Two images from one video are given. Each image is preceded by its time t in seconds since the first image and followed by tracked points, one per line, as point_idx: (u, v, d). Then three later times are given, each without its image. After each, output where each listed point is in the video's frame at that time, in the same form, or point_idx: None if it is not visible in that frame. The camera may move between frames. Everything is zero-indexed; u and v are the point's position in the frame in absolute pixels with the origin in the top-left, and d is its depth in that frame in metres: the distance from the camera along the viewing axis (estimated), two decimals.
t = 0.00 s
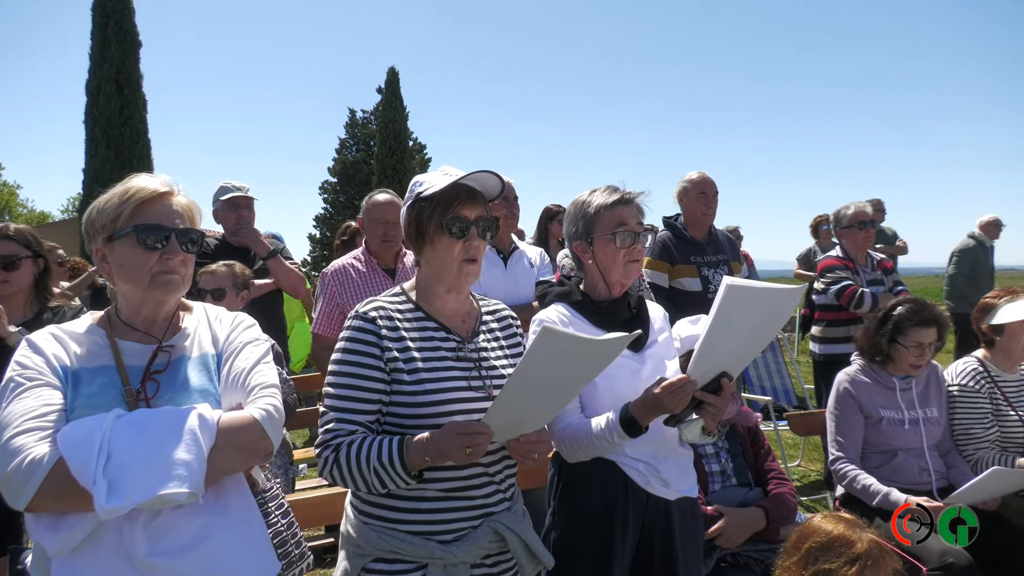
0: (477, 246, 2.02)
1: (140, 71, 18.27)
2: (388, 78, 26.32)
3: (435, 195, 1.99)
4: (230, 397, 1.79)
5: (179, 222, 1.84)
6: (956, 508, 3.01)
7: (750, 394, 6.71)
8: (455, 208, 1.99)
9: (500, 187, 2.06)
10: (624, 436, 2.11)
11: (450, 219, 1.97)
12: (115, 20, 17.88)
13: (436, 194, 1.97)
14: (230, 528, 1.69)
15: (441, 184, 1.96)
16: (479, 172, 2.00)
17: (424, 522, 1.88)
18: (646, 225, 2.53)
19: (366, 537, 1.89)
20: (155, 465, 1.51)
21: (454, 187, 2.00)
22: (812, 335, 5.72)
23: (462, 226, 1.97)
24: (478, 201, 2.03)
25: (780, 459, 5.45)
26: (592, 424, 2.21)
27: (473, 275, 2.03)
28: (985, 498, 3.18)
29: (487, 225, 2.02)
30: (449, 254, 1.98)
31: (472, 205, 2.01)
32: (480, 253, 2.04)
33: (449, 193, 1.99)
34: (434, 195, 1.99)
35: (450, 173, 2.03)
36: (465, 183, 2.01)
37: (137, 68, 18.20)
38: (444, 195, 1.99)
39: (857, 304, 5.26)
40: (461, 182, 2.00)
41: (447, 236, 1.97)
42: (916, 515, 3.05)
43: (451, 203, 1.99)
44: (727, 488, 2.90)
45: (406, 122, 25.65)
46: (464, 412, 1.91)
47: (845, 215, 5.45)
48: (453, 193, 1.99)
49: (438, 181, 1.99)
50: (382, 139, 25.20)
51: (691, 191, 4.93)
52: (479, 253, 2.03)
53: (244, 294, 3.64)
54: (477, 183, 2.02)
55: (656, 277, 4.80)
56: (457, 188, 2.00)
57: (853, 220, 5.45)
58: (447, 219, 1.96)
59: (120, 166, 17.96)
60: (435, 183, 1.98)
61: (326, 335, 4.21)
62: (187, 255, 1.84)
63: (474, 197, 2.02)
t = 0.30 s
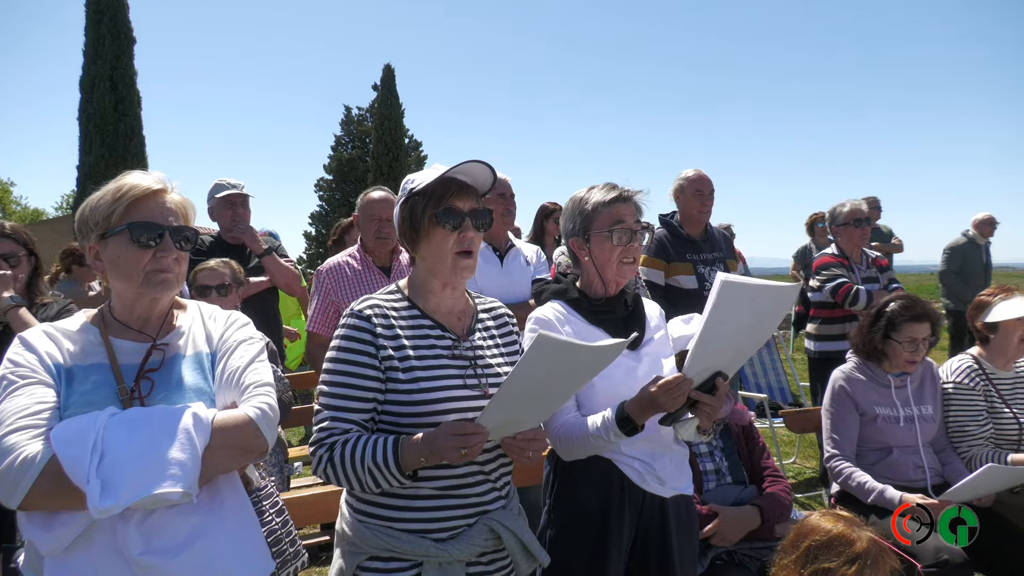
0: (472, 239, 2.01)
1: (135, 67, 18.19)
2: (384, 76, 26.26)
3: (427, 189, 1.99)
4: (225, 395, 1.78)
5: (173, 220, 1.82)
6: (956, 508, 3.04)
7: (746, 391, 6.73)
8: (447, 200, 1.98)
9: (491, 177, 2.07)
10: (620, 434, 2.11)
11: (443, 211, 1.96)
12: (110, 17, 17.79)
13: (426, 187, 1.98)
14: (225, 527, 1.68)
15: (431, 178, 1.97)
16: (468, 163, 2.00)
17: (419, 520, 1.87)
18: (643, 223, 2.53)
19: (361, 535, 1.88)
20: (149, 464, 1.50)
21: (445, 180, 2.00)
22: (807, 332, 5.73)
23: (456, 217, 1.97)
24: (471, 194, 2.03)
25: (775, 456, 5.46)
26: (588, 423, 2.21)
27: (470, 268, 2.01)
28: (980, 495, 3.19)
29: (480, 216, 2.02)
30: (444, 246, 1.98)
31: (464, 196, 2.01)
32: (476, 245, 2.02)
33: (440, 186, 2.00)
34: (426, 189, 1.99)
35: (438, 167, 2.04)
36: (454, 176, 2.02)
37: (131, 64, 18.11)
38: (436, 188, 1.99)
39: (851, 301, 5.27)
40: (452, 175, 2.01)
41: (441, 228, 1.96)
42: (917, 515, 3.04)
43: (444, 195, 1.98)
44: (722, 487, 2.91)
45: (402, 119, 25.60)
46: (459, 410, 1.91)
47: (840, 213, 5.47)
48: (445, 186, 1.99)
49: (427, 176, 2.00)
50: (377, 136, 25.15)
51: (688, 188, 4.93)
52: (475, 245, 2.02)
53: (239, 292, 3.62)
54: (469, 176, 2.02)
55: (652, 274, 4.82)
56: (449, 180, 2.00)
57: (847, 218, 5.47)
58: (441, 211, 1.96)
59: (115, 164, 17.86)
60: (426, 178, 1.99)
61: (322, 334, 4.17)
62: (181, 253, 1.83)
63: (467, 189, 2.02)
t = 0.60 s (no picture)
0: (463, 233, 2.01)
1: (127, 63, 18.08)
2: (378, 73, 26.20)
3: (414, 185, 1.98)
4: (218, 394, 1.77)
5: (165, 217, 1.81)
6: (955, 508, 3.03)
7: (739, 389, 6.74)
8: (436, 195, 1.98)
9: (479, 170, 2.06)
10: (615, 433, 2.11)
11: (431, 206, 1.96)
12: (102, 13, 17.68)
13: (413, 183, 1.97)
14: (217, 527, 1.67)
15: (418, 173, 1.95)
16: (454, 157, 1.98)
17: (412, 519, 1.87)
18: (639, 221, 2.53)
19: (354, 534, 1.88)
20: (140, 464, 1.49)
21: (432, 176, 1.99)
22: (800, 330, 5.74)
23: (446, 212, 1.96)
24: (460, 189, 2.02)
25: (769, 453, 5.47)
26: (582, 421, 2.21)
27: (461, 262, 2.00)
28: (973, 492, 3.20)
29: (470, 210, 2.02)
30: (435, 242, 1.97)
31: (453, 191, 2.01)
32: (467, 240, 2.02)
33: (428, 182, 1.99)
34: (413, 185, 1.99)
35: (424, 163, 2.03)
36: (440, 171, 2.00)
37: (124, 60, 18.00)
38: (423, 184, 1.98)
39: (845, 299, 5.29)
40: (439, 171, 2.00)
41: (431, 223, 1.96)
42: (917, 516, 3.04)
43: (432, 191, 1.98)
44: (714, 485, 2.91)
45: (396, 116, 25.55)
46: (453, 409, 1.90)
47: (833, 211, 5.48)
48: (432, 181, 1.98)
49: (414, 172, 1.99)
50: (371, 133, 25.08)
51: (682, 186, 4.93)
52: (466, 239, 2.02)
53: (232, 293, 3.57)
54: (456, 171, 2.02)
55: (647, 272, 4.82)
56: (436, 177, 2.00)
57: (840, 216, 5.48)
58: (429, 206, 1.95)
59: (107, 160, 17.76)
60: (412, 174, 1.99)
61: (317, 330, 4.21)
62: (173, 251, 1.81)
63: (455, 185, 2.01)
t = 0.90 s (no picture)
0: (450, 232, 2.00)
1: (111, 57, 17.87)
2: (366, 69, 26.08)
3: (402, 182, 1.96)
4: (203, 391, 1.75)
5: (150, 213, 1.79)
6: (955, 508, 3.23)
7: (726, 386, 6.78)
8: (424, 193, 1.96)
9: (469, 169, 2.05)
10: (603, 429, 2.11)
11: (419, 205, 1.94)
12: (85, 6, 17.45)
13: (402, 181, 1.95)
14: (202, 525, 1.65)
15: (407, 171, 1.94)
16: (444, 156, 1.97)
17: (398, 519, 1.86)
18: (628, 217, 2.53)
19: (339, 534, 1.86)
20: (123, 463, 1.47)
21: (421, 174, 1.98)
22: (786, 326, 5.77)
23: (433, 211, 1.95)
24: (448, 186, 2.01)
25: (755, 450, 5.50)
26: (570, 417, 2.21)
27: (447, 262, 1.99)
28: (956, 488, 3.24)
29: (457, 210, 2.01)
30: (421, 241, 1.96)
31: (442, 189, 1.99)
32: (453, 239, 2.01)
33: (417, 179, 1.97)
34: (402, 182, 1.97)
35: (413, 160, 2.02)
36: (428, 169, 1.99)
37: (108, 55, 17.78)
38: (411, 181, 1.97)
39: (831, 296, 5.33)
40: (428, 168, 1.99)
41: (417, 222, 1.95)
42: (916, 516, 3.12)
43: (420, 189, 1.96)
44: (700, 481, 2.92)
45: (383, 113, 25.44)
46: (440, 406, 1.89)
47: (819, 209, 5.52)
48: (420, 179, 1.97)
49: (402, 170, 1.98)
50: (359, 130, 24.96)
51: (671, 183, 4.93)
52: (453, 239, 2.01)
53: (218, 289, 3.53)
54: (445, 169, 2.01)
55: (636, 269, 4.83)
56: (425, 174, 1.98)
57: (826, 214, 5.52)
58: (417, 205, 1.94)
59: (90, 155, 17.54)
60: (401, 171, 1.97)
61: (302, 327, 4.14)
62: (158, 247, 1.79)
63: (444, 182, 2.00)
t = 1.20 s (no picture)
0: (429, 229, 1.99)
1: (86, 51, 17.54)
2: (347, 64, 25.89)
3: (381, 177, 1.94)
4: (179, 389, 1.72)
5: (125, 209, 1.75)
6: (955, 508, 3.25)
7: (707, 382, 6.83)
8: (403, 189, 1.95)
9: (449, 165, 2.04)
10: (586, 426, 2.11)
11: (399, 201, 1.93)
12: None
13: (381, 176, 1.93)
14: (178, 525, 1.62)
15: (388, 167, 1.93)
16: (425, 151, 1.96)
17: (376, 518, 1.84)
18: (607, 212, 2.53)
19: (317, 534, 1.84)
20: (97, 461, 1.44)
21: (401, 169, 1.96)
22: (766, 323, 5.82)
23: (412, 207, 1.93)
24: (428, 182, 1.99)
25: (735, 445, 5.55)
26: (553, 414, 2.21)
27: (426, 259, 1.99)
28: (930, 481, 3.28)
29: (437, 206, 1.99)
30: (401, 237, 1.95)
31: (421, 185, 1.98)
32: (433, 236, 2.00)
33: (397, 175, 1.95)
34: (381, 177, 1.95)
35: (393, 155, 2.00)
36: (408, 164, 1.97)
37: (83, 48, 17.46)
38: (391, 177, 1.95)
39: (810, 293, 5.38)
40: (407, 164, 1.97)
41: (397, 218, 1.93)
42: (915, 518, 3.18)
43: (400, 185, 1.94)
44: (683, 477, 2.94)
45: (365, 109, 25.27)
46: (421, 402, 1.88)
47: (798, 206, 5.57)
48: (400, 175, 1.95)
49: (382, 165, 1.96)
50: (340, 126, 24.78)
51: (652, 180, 4.95)
52: (432, 236, 2.00)
53: (194, 286, 3.48)
54: (425, 164, 1.99)
55: (617, 265, 4.84)
56: (404, 169, 1.96)
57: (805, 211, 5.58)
58: (396, 201, 1.92)
59: (65, 151, 17.21)
60: (380, 166, 1.95)
61: (282, 323, 4.15)
62: (133, 244, 1.75)
63: (424, 178, 1.98)
